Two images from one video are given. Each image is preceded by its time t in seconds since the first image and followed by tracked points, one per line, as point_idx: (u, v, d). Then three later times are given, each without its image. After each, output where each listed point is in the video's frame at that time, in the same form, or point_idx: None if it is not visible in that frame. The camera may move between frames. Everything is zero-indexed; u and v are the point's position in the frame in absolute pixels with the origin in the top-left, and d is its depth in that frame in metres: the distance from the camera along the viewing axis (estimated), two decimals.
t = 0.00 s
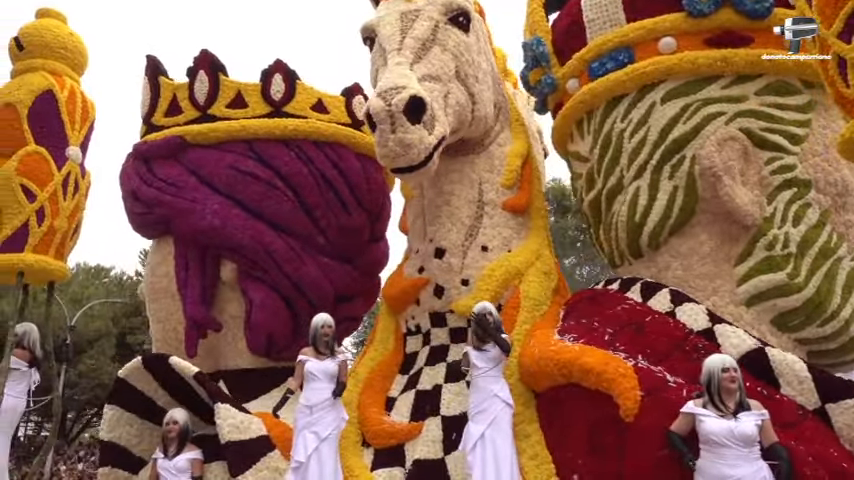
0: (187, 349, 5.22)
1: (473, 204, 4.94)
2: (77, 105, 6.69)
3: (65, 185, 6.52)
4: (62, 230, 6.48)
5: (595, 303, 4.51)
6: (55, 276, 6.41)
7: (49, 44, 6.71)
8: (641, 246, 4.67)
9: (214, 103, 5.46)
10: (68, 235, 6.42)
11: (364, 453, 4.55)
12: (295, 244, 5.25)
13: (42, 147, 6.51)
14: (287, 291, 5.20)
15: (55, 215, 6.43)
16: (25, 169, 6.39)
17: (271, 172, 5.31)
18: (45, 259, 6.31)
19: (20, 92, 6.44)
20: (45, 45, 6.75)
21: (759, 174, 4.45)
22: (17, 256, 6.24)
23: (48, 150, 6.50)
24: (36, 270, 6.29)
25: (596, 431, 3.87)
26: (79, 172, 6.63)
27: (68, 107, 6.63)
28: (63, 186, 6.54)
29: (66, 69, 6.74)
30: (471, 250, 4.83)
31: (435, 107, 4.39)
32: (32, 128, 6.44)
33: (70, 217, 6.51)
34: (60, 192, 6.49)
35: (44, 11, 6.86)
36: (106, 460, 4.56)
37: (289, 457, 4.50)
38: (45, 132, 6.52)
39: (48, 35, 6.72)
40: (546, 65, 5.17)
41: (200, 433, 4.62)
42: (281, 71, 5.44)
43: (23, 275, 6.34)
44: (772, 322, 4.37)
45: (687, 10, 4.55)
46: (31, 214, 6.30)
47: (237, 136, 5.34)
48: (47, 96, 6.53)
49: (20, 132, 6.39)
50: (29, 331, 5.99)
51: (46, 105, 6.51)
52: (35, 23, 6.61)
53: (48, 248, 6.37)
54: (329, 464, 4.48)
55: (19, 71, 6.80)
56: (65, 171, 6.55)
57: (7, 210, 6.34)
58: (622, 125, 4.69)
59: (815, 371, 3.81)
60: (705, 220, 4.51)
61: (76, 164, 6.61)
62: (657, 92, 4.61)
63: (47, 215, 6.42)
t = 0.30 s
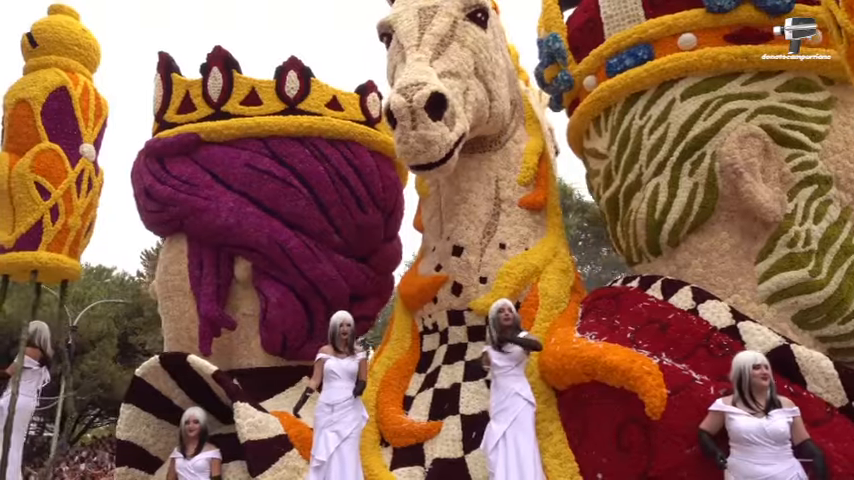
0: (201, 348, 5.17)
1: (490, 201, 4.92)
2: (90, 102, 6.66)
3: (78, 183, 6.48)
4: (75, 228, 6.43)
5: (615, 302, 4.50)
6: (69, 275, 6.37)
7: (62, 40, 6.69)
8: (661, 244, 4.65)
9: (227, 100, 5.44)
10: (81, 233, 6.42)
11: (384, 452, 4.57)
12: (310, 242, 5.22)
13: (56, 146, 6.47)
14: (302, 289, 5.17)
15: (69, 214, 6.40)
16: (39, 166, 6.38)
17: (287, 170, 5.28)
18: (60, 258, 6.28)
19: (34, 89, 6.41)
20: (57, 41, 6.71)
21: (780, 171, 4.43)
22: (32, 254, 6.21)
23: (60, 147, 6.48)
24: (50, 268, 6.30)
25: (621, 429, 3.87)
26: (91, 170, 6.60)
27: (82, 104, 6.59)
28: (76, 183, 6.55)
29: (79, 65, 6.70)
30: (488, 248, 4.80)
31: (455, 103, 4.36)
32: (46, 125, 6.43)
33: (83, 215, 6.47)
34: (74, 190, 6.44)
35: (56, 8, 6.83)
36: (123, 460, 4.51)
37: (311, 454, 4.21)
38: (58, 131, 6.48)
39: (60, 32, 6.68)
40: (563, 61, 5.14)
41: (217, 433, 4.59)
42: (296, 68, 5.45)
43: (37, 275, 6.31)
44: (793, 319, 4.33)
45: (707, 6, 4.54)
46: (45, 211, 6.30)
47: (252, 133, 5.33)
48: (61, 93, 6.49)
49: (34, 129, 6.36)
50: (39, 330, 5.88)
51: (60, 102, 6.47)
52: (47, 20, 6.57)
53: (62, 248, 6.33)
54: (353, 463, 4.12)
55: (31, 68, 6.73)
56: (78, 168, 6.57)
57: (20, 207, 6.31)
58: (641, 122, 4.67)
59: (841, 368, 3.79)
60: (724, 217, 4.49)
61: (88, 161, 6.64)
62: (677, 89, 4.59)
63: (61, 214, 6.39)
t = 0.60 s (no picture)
0: (217, 348, 5.13)
1: (509, 199, 4.89)
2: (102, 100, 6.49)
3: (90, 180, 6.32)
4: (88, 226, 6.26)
5: (638, 300, 4.49)
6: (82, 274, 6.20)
7: (73, 36, 6.55)
8: (682, 242, 4.62)
9: (242, 98, 5.41)
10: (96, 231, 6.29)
11: (405, 452, 4.54)
12: (327, 239, 5.20)
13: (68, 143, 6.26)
14: (320, 288, 5.15)
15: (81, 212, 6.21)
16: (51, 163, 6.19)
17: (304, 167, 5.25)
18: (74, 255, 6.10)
19: (44, 85, 6.26)
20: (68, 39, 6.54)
21: (802, 169, 4.42)
22: (45, 252, 6.09)
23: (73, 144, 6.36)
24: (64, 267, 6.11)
25: (650, 427, 3.86)
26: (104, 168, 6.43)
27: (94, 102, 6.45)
28: (88, 180, 6.40)
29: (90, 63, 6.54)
30: (508, 246, 4.77)
31: (479, 100, 4.33)
32: (58, 122, 6.28)
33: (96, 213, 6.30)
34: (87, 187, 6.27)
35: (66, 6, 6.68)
36: (141, 460, 4.47)
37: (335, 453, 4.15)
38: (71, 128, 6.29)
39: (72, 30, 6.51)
40: (581, 59, 5.10)
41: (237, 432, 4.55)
42: (312, 65, 5.44)
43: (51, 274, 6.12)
44: (817, 317, 4.33)
45: (729, 3, 4.51)
46: (58, 209, 6.15)
47: (268, 131, 5.30)
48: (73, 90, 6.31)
49: (46, 126, 6.22)
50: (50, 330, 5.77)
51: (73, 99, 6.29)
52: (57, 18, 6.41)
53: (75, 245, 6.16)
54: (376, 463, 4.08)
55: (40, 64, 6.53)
56: (91, 165, 6.43)
57: (34, 204, 6.17)
58: (662, 120, 4.65)
59: None
60: (746, 215, 4.47)
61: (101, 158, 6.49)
62: (699, 86, 4.58)
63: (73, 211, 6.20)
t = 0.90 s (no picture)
0: (229, 347, 5.09)
1: (526, 197, 4.86)
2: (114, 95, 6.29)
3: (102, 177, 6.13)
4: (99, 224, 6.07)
5: (656, 299, 4.46)
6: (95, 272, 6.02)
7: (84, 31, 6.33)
8: (700, 241, 4.60)
9: (252, 95, 5.34)
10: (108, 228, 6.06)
11: (423, 451, 4.51)
12: (339, 238, 5.14)
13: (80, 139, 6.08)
14: (334, 287, 5.10)
15: (94, 209, 6.03)
16: (63, 159, 5.98)
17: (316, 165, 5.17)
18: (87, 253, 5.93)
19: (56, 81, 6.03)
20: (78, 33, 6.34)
21: (822, 167, 4.41)
22: (57, 249, 5.85)
23: (84, 141, 6.13)
24: (76, 265, 5.93)
25: (674, 426, 3.84)
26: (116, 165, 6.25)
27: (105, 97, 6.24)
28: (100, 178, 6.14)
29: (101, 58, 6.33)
30: (525, 245, 4.74)
31: (499, 96, 4.30)
32: (69, 118, 6.01)
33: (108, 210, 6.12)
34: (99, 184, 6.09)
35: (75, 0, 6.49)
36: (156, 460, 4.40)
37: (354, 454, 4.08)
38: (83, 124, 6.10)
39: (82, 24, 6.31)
40: (597, 57, 5.08)
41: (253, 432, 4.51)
42: (322, 62, 5.36)
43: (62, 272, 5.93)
44: (837, 316, 4.30)
45: (749, 1, 4.50)
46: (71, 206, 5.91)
47: (279, 128, 5.22)
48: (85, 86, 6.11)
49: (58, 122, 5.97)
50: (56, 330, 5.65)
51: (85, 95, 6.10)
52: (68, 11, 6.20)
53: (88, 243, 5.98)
54: (397, 462, 4.03)
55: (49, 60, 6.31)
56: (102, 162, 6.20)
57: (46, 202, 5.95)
58: (681, 118, 4.63)
59: None
60: (765, 214, 4.46)
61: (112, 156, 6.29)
62: (718, 84, 4.57)
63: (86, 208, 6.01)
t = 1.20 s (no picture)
0: (240, 346, 5.03)
1: (542, 196, 4.83)
2: (126, 91, 6.20)
3: (115, 173, 6.02)
4: (112, 221, 5.96)
5: (674, 298, 4.45)
6: (107, 269, 5.89)
7: (96, 26, 6.20)
8: (717, 240, 4.58)
9: (263, 92, 5.25)
10: (120, 226, 5.97)
11: (440, 451, 4.47)
12: (353, 236, 5.09)
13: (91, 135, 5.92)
14: (347, 285, 5.05)
15: (106, 206, 5.92)
16: (75, 155, 5.90)
17: (329, 163, 5.11)
18: (100, 251, 5.77)
19: (69, 76, 5.90)
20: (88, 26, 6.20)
21: (841, 167, 4.40)
22: (70, 247, 5.71)
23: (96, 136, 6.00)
24: (89, 261, 5.78)
25: (698, 426, 3.84)
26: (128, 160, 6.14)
27: (117, 92, 6.14)
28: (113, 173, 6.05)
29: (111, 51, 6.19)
30: (542, 244, 4.72)
31: (519, 94, 4.27)
32: (82, 114, 5.93)
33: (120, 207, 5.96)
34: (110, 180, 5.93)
35: None
36: (172, 460, 4.39)
37: (373, 454, 4.02)
38: (94, 118, 5.95)
39: (95, 18, 6.23)
40: (613, 56, 5.05)
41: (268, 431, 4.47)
42: (334, 59, 5.29)
43: (75, 269, 5.81)
44: None
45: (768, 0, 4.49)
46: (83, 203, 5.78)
47: (291, 126, 5.15)
48: (96, 79, 5.96)
49: (71, 117, 5.84)
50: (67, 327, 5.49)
51: (96, 89, 5.95)
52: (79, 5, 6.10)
53: (100, 238, 5.83)
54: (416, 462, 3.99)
55: (60, 54, 6.18)
56: (115, 158, 6.13)
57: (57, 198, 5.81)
58: (698, 117, 4.62)
59: None
60: (783, 213, 4.45)
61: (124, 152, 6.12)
62: (736, 83, 4.56)
63: (98, 205, 5.88)
